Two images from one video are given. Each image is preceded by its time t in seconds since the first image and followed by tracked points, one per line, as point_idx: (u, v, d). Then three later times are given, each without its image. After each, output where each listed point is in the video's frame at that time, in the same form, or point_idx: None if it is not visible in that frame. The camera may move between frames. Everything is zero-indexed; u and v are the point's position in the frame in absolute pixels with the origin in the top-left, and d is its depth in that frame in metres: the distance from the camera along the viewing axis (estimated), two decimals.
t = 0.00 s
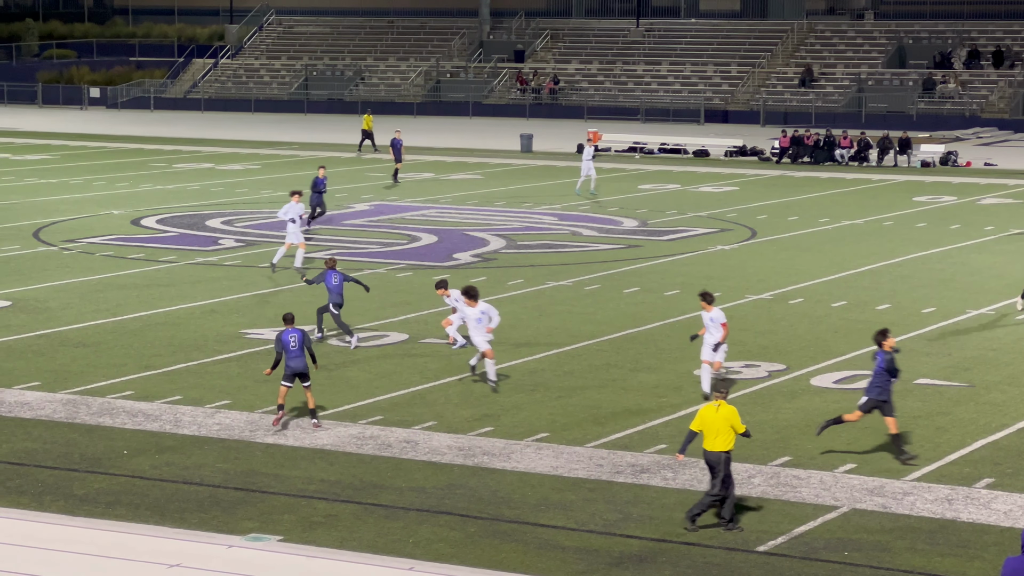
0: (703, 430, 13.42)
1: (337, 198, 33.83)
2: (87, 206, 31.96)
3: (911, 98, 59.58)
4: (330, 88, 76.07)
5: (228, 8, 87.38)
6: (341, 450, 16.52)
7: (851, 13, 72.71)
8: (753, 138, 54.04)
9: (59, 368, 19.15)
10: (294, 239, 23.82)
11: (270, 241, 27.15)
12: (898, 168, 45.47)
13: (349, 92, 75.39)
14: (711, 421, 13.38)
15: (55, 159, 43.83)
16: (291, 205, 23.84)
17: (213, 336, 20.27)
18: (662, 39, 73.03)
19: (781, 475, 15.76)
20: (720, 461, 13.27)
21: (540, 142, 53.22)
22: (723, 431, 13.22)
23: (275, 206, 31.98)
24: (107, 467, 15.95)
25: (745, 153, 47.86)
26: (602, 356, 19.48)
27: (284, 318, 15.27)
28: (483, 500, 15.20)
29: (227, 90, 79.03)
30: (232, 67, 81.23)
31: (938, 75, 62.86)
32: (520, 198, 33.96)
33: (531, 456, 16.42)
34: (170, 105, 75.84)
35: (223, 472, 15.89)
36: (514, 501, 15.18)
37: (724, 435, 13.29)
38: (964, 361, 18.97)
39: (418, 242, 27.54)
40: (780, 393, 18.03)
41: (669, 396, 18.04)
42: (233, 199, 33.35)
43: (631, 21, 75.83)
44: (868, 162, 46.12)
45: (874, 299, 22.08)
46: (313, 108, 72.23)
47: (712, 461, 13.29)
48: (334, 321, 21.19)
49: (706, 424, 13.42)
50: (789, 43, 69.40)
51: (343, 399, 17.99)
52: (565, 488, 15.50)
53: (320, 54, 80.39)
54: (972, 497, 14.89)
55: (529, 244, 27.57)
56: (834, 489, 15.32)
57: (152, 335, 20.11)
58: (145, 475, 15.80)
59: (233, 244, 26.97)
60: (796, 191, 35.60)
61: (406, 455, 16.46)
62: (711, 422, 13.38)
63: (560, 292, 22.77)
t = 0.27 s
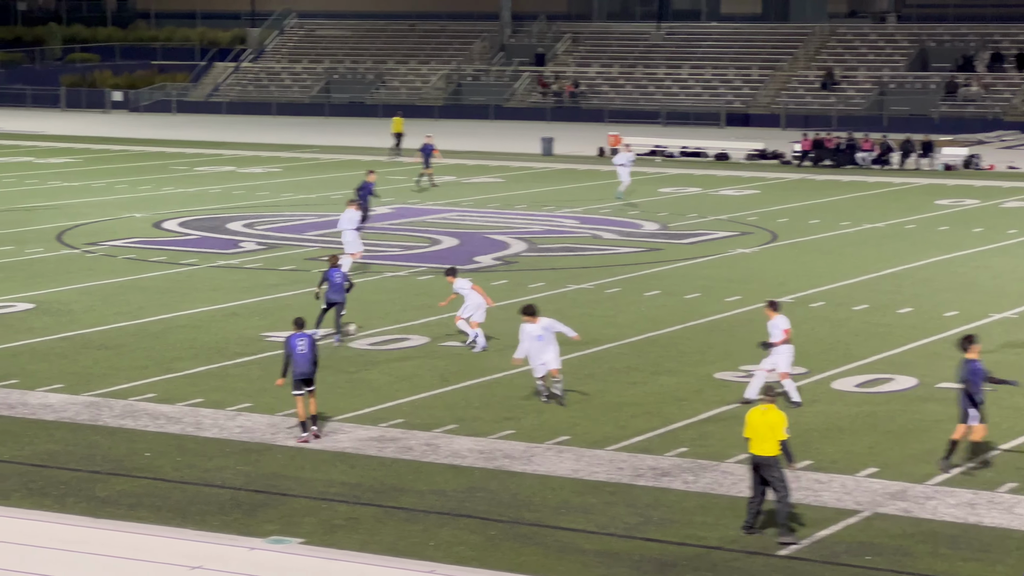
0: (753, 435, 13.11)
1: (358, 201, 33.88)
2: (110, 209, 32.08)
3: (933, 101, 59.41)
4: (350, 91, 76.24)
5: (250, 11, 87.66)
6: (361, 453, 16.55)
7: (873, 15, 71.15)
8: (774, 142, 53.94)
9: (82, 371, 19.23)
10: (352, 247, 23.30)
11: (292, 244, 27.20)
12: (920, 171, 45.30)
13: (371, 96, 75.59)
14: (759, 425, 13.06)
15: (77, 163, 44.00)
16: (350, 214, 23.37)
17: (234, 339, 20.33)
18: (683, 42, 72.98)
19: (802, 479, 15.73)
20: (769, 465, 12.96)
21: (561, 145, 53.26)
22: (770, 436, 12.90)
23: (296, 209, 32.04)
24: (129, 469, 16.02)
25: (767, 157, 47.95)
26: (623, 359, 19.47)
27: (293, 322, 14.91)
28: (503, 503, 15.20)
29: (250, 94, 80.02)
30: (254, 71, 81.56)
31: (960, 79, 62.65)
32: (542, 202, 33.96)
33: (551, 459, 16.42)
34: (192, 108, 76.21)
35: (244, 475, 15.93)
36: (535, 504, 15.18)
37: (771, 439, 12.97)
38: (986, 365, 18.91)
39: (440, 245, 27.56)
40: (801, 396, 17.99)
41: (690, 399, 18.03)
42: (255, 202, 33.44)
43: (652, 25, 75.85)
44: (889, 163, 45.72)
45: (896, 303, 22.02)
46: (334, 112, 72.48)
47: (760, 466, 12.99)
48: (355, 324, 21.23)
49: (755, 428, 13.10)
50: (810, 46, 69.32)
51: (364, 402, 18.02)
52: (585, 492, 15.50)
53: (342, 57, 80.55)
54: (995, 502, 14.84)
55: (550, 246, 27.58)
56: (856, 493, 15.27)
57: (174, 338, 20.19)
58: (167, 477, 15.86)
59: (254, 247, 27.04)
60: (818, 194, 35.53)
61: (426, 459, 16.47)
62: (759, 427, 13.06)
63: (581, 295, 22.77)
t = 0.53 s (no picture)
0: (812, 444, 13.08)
1: (387, 206, 33.90)
2: (140, 214, 32.18)
3: (967, 106, 59.11)
4: (381, 95, 76.19)
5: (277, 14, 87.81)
6: (392, 458, 16.57)
7: (905, 20, 72.53)
8: (804, 146, 53.71)
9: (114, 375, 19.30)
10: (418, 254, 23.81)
11: (321, 249, 27.23)
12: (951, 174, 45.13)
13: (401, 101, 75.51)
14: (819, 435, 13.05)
15: (106, 167, 44.11)
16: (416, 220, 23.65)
17: (265, 343, 20.37)
18: (714, 47, 72.73)
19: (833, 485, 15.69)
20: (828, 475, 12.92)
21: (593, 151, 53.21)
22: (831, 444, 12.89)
23: (326, 214, 32.09)
24: (161, 473, 16.07)
25: (796, 161, 47.69)
26: (655, 363, 19.46)
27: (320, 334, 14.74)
28: (534, 508, 15.20)
29: (279, 98, 79.70)
30: (284, 75, 81.49)
31: (994, 83, 62.25)
32: (571, 206, 33.94)
33: (582, 464, 16.40)
34: (222, 114, 76.34)
35: (275, 479, 15.97)
36: (566, 508, 15.17)
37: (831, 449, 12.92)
38: (1020, 370, 18.82)
39: (470, 249, 27.58)
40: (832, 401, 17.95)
41: (721, 404, 18.00)
42: (284, 206, 33.50)
43: (681, 30, 75.59)
44: (921, 168, 45.43)
45: (928, 308, 21.94)
46: (364, 116, 72.46)
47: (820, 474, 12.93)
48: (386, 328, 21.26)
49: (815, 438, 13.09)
50: (841, 50, 69.09)
51: (395, 406, 18.05)
52: (616, 497, 15.48)
53: (371, 62, 80.58)
54: None
55: (580, 251, 27.56)
56: (887, 498, 15.22)
57: (205, 343, 20.24)
58: (199, 481, 15.90)
59: (284, 251, 27.09)
60: (851, 198, 35.41)
61: (457, 463, 16.48)
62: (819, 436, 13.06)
63: (611, 299, 22.75)
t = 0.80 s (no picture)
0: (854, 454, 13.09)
1: (396, 213, 33.88)
2: (147, 221, 32.16)
3: (978, 113, 59.05)
4: (391, 102, 76.18)
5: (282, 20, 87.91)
6: (401, 466, 16.54)
7: (914, 26, 71.76)
8: (815, 154, 53.71)
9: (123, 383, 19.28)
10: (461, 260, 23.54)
11: (329, 256, 27.20)
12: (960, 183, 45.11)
13: (411, 108, 75.50)
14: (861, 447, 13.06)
15: (112, 174, 44.09)
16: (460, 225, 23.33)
17: (274, 351, 20.34)
18: (722, 55, 72.69)
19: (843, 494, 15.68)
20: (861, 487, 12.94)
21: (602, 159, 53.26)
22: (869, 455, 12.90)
23: (334, 221, 32.07)
24: (170, 481, 16.04)
25: (807, 168, 47.70)
26: (665, 372, 19.43)
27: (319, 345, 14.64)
28: (543, 516, 15.16)
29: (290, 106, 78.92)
30: (292, 83, 81.42)
31: (1002, 90, 62.27)
32: (580, 214, 33.93)
33: (591, 472, 16.37)
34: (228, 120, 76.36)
35: (283, 487, 15.93)
36: (575, 516, 15.13)
37: (870, 460, 12.93)
38: None
39: (479, 257, 27.56)
40: (842, 409, 17.92)
41: (732, 412, 17.98)
42: (292, 214, 33.47)
43: (691, 37, 75.55)
44: (931, 176, 45.57)
45: (939, 316, 21.90)
46: (374, 124, 72.51)
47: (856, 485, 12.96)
48: (395, 335, 21.22)
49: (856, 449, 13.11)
50: (850, 58, 69.24)
51: (405, 414, 18.02)
52: (625, 505, 15.45)
53: (381, 70, 80.57)
54: None
55: (590, 259, 27.55)
56: (897, 506, 15.19)
57: (214, 350, 20.22)
58: (207, 489, 15.87)
59: (292, 259, 27.06)
60: (862, 206, 35.38)
61: (466, 471, 16.44)
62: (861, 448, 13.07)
63: (621, 308, 22.73)
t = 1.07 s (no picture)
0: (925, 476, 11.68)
1: (391, 212, 32.47)
2: (127, 221, 30.76)
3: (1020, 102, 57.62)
4: (385, 92, 74.75)
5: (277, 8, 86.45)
6: (395, 487, 15.11)
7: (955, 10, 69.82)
8: (845, 146, 52.32)
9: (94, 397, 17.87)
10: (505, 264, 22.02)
11: (320, 259, 25.79)
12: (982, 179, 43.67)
13: (405, 97, 74.05)
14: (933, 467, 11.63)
15: (92, 171, 42.68)
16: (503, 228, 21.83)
17: (259, 361, 18.94)
18: (746, 39, 71.28)
19: (878, 516, 14.23)
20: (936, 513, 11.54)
21: (611, 151, 51.83)
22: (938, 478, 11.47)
23: (326, 221, 30.66)
24: (143, 503, 14.61)
25: (839, 163, 46.26)
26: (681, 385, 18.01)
27: (314, 367, 13.22)
28: (551, 541, 13.72)
29: (275, 96, 78.09)
30: (279, 70, 80.12)
31: None
32: (585, 213, 32.51)
33: (603, 493, 14.93)
34: (212, 112, 75.08)
35: (268, 510, 14.51)
36: (585, 542, 13.68)
37: (942, 484, 11.50)
38: None
39: (481, 259, 26.18)
40: (876, 426, 16.51)
41: (755, 428, 16.57)
42: (280, 213, 32.06)
43: (712, 20, 74.16)
44: (973, 171, 44.19)
45: (976, 323, 20.48)
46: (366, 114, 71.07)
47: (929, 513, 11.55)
48: (390, 344, 19.82)
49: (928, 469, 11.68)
50: (886, 43, 67.70)
51: (401, 431, 16.62)
52: (641, 529, 14.00)
53: (375, 56, 79.07)
54: None
55: (599, 261, 26.15)
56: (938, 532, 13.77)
57: (193, 362, 18.82)
58: (183, 512, 14.45)
59: (280, 261, 25.65)
60: (886, 204, 33.95)
61: (467, 493, 15.00)
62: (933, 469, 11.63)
63: (633, 315, 21.33)
